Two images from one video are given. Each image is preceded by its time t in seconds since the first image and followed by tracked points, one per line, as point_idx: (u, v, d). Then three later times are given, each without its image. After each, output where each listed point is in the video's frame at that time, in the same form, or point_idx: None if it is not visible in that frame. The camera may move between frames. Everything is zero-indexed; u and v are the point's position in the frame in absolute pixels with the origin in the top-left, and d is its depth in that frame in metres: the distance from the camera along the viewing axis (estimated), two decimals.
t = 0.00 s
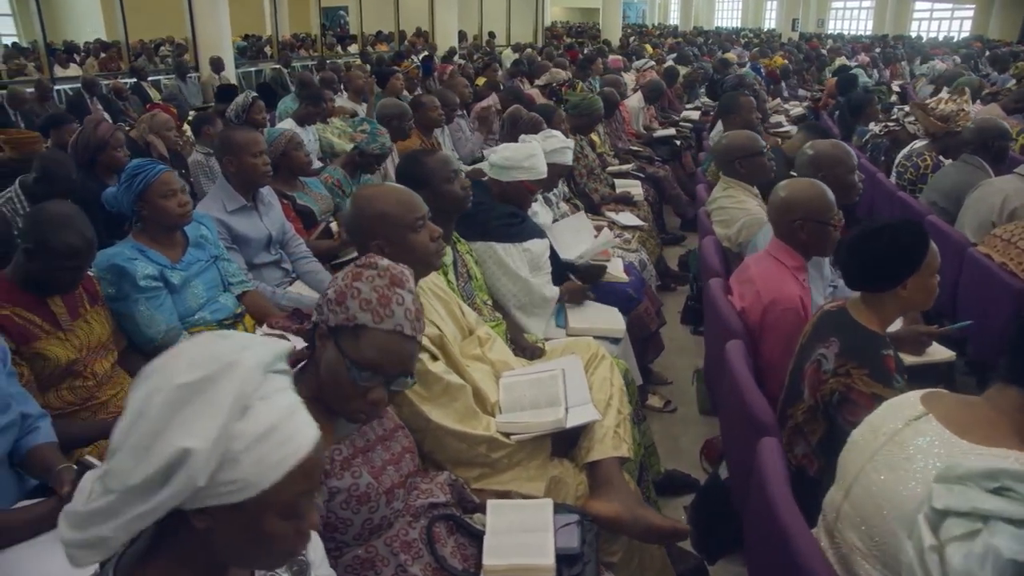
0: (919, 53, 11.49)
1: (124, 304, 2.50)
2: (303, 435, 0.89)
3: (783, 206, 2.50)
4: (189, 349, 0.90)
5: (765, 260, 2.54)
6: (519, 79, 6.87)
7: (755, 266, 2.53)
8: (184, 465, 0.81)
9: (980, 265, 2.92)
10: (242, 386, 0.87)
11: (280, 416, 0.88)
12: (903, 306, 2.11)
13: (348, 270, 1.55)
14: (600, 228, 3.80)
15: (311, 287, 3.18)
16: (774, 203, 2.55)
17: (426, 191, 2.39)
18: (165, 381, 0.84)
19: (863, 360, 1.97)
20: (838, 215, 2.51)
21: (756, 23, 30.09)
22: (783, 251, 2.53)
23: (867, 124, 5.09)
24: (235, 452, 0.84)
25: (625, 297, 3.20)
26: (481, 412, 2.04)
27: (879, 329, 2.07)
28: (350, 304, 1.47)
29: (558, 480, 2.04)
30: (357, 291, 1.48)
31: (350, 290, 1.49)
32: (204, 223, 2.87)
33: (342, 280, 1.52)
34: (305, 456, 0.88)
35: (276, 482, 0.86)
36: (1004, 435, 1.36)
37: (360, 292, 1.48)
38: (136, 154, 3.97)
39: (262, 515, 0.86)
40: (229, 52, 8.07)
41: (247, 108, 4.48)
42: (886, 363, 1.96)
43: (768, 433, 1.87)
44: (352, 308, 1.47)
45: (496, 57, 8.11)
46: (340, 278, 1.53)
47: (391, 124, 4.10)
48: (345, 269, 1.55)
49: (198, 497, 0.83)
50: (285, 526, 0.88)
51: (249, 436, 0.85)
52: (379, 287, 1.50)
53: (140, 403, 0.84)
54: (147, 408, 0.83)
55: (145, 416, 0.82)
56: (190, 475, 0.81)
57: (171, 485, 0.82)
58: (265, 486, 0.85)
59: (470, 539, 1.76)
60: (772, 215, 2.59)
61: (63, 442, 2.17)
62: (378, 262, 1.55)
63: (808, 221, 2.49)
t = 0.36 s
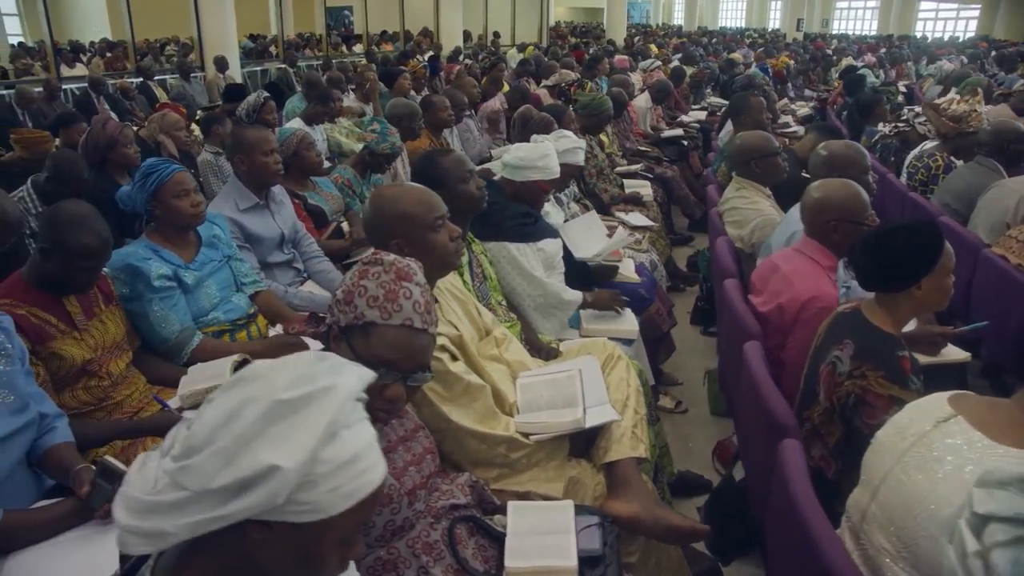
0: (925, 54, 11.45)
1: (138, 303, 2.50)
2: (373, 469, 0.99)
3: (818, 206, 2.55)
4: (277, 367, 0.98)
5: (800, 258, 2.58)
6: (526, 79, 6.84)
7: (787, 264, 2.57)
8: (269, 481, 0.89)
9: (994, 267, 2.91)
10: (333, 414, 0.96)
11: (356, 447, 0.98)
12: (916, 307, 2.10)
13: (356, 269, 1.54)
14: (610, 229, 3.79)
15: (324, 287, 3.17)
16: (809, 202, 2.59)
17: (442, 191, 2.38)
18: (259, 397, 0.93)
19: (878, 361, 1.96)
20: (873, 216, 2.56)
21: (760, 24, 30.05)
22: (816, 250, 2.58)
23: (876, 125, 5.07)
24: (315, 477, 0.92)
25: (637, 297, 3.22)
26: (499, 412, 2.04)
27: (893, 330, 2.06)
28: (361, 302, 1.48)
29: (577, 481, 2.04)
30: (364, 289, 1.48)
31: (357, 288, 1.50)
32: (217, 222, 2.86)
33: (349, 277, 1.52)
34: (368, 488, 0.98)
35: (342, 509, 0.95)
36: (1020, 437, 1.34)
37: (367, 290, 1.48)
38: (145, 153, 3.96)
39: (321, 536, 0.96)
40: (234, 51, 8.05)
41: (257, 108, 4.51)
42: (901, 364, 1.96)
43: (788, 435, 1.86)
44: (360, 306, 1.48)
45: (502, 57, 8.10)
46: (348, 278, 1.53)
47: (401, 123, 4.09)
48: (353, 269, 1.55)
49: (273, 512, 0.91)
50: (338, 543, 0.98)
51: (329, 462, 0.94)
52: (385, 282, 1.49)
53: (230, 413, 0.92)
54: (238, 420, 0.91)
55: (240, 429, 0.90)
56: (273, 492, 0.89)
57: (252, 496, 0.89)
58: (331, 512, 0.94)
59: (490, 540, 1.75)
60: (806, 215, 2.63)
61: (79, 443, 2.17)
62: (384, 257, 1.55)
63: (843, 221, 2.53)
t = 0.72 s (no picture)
0: (932, 54, 11.42)
1: (153, 304, 2.49)
2: (422, 477, 1.06)
3: (834, 202, 2.57)
4: (333, 375, 1.06)
5: (817, 254, 2.59)
6: (533, 79, 6.83)
7: (805, 262, 2.58)
8: (332, 485, 0.97)
9: (1009, 267, 2.89)
10: (390, 421, 1.04)
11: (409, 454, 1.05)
12: (924, 308, 2.09)
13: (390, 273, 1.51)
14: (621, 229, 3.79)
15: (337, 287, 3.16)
16: (825, 199, 2.61)
17: (459, 192, 2.37)
18: (321, 405, 1.00)
19: (885, 362, 1.95)
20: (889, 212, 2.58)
21: (764, 24, 30.01)
22: (834, 246, 2.59)
23: (885, 125, 5.06)
24: (373, 482, 1.00)
25: (649, 297, 3.23)
26: (520, 413, 2.04)
27: (901, 330, 2.05)
28: (403, 311, 1.45)
29: (597, 481, 2.04)
30: (407, 298, 1.45)
31: (396, 294, 1.46)
32: (231, 222, 2.85)
33: (387, 282, 1.47)
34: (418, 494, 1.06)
35: (395, 514, 1.03)
36: None
37: (409, 297, 1.45)
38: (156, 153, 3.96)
39: (373, 539, 1.03)
40: (240, 50, 8.05)
41: (266, 108, 4.52)
42: (909, 365, 1.94)
43: (812, 436, 1.85)
44: (403, 314, 1.45)
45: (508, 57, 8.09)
46: (382, 282, 1.48)
47: (410, 123, 4.08)
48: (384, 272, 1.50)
49: (334, 515, 0.98)
50: (386, 546, 1.05)
51: (386, 467, 1.02)
52: (425, 290, 1.47)
53: (294, 419, 0.99)
54: (302, 425, 0.99)
55: (305, 434, 0.98)
56: (337, 495, 0.97)
57: (316, 498, 0.97)
58: (385, 516, 1.02)
59: (513, 542, 1.75)
60: (823, 212, 2.65)
61: (98, 444, 2.17)
62: (418, 260, 1.50)
63: (859, 217, 2.55)
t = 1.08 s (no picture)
0: (937, 54, 11.42)
1: (167, 304, 2.48)
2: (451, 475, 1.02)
3: (818, 200, 2.56)
4: (360, 372, 1.01)
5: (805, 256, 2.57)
6: (539, 80, 6.83)
7: (796, 265, 2.54)
8: (362, 487, 0.92)
9: None
10: (420, 419, 0.98)
11: (439, 452, 1.00)
12: (922, 308, 2.08)
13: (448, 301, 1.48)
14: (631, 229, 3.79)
15: (349, 287, 3.15)
16: (811, 197, 2.60)
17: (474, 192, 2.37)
18: (348, 405, 0.95)
19: (884, 368, 1.95)
20: (874, 210, 2.57)
21: (767, 24, 30.00)
22: (819, 245, 2.57)
23: (893, 125, 5.05)
24: (403, 484, 0.96)
25: (661, 298, 3.21)
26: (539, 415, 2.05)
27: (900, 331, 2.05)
28: (483, 355, 1.48)
29: (617, 483, 2.04)
30: (491, 344, 1.48)
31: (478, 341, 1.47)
32: (244, 222, 2.84)
33: (466, 330, 1.46)
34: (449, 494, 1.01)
35: (426, 515, 0.99)
36: None
37: (491, 343, 1.48)
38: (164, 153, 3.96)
39: (402, 541, 0.99)
40: (245, 50, 8.05)
41: (273, 107, 4.51)
42: (909, 367, 1.93)
43: (833, 438, 1.84)
44: (486, 359, 1.49)
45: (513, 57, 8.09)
46: (458, 326, 1.47)
47: (420, 123, 4.08)
48: (453, 313, 1.47)
49: (364, 519, 0.94)
50: (416, 548, 1.01)
51: (416, 468, 0.97)
52: (502, 330, 1.51)
53: (321, 419, 0.94)
54: (330, 426, 0.94)
55: (333, 437, 0.93)
56: (367, 498, 0.92)
57: (346, 502, 0.92)
58: (416, 517, 0.98)
59: (535, 544, 1.74)
60: (809, 212, 2.63)
61: (114, 445, 2.17)
62: (488, 298, 1.49)
63: (843, 215, 2.53)
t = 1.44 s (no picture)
0: (943, 54, 11.41)
1: (182, 304, 2.47)
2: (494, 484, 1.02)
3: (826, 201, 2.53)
4: (403, 379, 1.01)
5: (816, 258, 2.54)
6: (546, 80, 6.82)
7: (808, 269, 2.51)
8: (408, 497, 0.92)
9: None
10: (464, 427, 0.98)
11: (482, 461, 1.01)
12: (922, 312, 2.04)
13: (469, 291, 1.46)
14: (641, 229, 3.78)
15: (361, 287, 3.14)
16: (818, 197, 2.58)
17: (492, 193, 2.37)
18: (393, 412, 0.95)
19: (885, 376, 1.99)
20: (882, 210, 2.52)
21: (770, 24, 29.97)
22: (829, 247, 2.53)
23: (903, 125, 5.04)
24: (447, 492, 0.96)
25: (674, 299, 3.21)
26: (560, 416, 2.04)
27: (898, 337, 2.05)
28: (503, 346, 1.47)
29: (637, 485, 2.04)
30: (511, 335, 1.47)
31: (498, 330, 1.47)
32: (258, 221, 2.84)
33: (487, 316, 1.46)
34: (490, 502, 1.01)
35: (468, 522, 0.99)
36: None
37: (512, 333, 1.48)
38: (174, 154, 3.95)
39: (444, 549, 0.99)
40: (250, 50, 8.05)
41: (282, 106, 4.51)
42: (908, 373, 1.97)
43: (856, 440, 1.84)
44: (505, 351, 1.48)
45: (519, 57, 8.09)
46: (480, 311, 1.46)
47: (430, 123, 4.08)
48: (476, 297, 1.46)
49: (408, 528, 0.94)
50: (456, 557, 1.01)
51: (460, 476, 0.97)
52: (524, 324, 1.50)
53: (366, 427, 0.94)
54: (374, 434, 0.94)
55: (379, 445, 0.93)
56: (413, 507, 0.92)
57: (391, 511, 0.92)
58: (459, 526, 0.98)
59: (558, 546, 1.73)
60: (818, 213, 2.60)
61: (132, 446, 2.16)
62: (513, 289, 1.49)
63: (851, 216, 2.49)
